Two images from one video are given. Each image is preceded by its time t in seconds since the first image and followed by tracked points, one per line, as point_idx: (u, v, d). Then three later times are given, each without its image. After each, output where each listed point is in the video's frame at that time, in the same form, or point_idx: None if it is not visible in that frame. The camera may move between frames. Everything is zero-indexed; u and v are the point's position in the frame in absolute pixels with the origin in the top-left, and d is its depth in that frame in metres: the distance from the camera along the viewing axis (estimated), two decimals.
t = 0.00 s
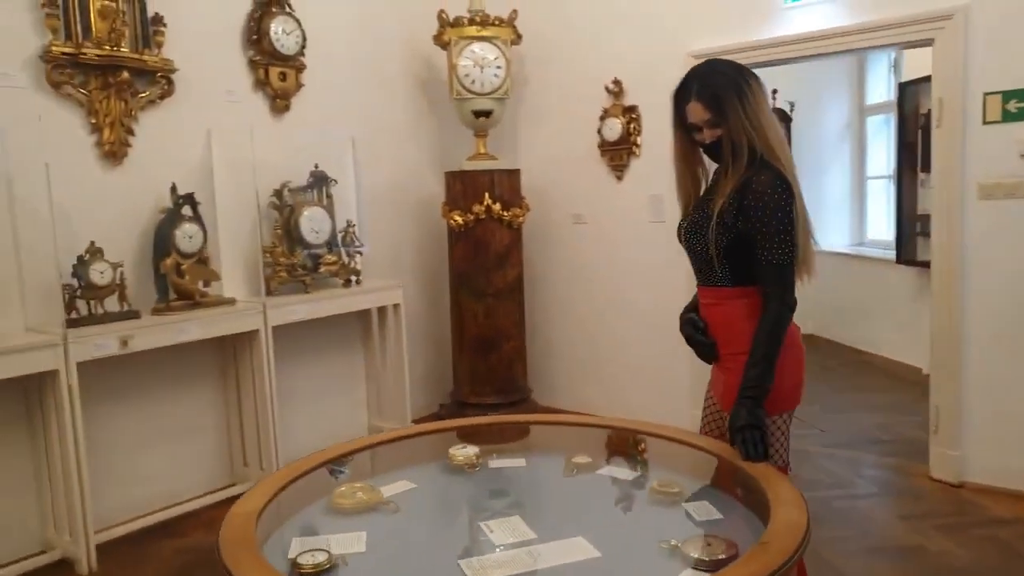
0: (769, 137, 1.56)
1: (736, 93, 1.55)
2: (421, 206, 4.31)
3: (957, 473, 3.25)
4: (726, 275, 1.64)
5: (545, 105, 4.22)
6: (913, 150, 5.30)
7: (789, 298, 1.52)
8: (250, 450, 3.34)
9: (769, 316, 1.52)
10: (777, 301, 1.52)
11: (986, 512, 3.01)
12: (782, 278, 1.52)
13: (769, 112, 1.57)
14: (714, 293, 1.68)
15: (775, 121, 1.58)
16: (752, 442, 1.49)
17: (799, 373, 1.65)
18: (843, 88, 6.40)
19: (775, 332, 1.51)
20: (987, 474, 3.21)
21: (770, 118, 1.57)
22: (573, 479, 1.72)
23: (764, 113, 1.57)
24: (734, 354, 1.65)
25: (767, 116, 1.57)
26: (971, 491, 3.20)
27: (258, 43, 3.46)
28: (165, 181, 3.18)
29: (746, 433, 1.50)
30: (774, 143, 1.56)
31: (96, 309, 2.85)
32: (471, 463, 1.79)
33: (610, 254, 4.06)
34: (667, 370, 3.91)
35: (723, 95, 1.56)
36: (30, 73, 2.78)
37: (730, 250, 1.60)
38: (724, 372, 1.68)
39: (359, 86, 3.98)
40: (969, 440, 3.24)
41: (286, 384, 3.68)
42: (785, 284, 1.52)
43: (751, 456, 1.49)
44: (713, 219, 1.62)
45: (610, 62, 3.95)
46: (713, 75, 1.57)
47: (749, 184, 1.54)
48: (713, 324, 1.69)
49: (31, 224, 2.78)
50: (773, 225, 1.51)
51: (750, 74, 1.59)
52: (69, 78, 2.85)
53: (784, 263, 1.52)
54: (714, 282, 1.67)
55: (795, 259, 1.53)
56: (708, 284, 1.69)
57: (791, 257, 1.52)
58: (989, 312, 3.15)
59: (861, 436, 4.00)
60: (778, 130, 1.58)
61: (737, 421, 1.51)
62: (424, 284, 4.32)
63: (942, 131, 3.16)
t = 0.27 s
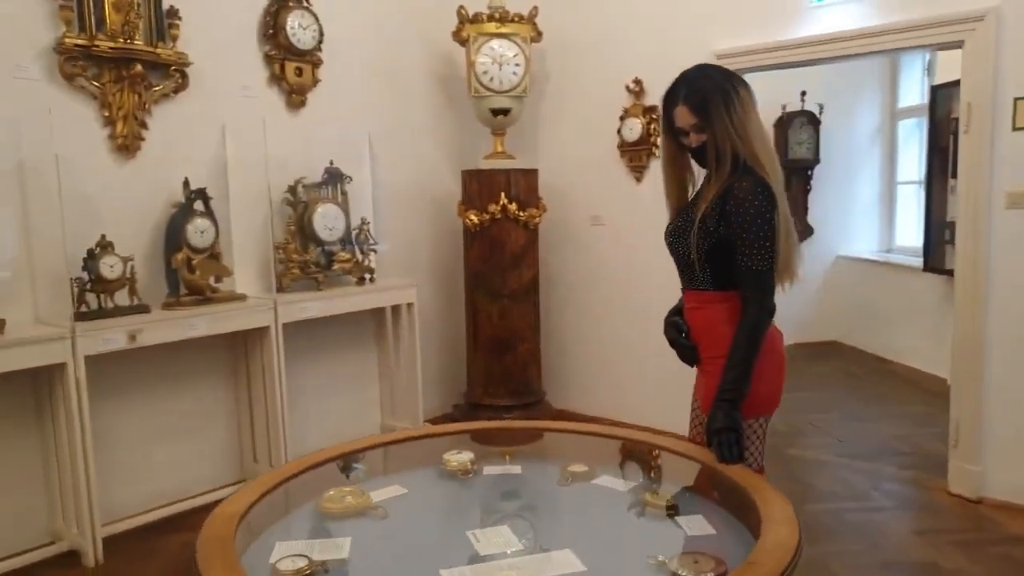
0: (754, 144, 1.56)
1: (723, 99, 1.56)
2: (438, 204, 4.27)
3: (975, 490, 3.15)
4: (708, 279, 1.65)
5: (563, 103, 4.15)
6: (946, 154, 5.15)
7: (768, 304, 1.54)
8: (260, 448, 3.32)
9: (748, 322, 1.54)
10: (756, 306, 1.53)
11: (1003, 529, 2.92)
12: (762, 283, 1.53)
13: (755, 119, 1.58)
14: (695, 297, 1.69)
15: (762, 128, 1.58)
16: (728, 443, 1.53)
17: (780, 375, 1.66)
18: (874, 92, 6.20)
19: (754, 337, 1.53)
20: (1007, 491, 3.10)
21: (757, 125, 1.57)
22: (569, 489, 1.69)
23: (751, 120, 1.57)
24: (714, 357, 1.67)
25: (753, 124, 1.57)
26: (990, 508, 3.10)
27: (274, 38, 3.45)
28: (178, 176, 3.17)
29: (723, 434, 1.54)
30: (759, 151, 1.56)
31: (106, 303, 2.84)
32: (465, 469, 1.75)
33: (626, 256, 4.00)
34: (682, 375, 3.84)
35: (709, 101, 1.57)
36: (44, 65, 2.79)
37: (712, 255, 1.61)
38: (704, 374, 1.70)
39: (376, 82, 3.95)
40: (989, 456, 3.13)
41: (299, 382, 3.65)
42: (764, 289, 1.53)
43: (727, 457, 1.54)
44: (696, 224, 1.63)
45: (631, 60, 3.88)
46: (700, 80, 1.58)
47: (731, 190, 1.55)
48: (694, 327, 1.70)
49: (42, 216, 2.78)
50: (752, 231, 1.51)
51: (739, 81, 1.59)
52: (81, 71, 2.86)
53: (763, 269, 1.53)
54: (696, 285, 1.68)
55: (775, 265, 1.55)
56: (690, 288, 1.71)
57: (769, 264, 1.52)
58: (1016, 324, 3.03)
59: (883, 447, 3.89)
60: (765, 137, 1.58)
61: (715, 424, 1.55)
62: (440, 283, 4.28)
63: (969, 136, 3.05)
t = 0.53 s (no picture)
0: (737, 141, 1.57)
1: (706, 97, 1.57)
2: (447, 202, 4.26)
3: (987, 498, 3.09)
4: (691, 275, 1.65)
5: (574, 102, 4.13)
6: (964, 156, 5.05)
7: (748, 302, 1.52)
8: (264, 444, 3.34)
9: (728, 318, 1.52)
10: (736, 303, 1.52)
11: (1014, 540, 2.86)
12: (742, 280, 1.52)
13: (738, 117, 1.58)
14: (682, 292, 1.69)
15: (745, 126, 1.59)
16: (699, 440, 1.50)
17: (761, 377, 1.65)
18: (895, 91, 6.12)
19: (732, 333, 1.52)
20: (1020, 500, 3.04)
21: (740, 123, 1.58)
22: (556, 492, 1.66)
23: (735, 118, 1.58)
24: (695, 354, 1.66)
25: (736, 122, 1.58)
26: (1002, 517, 3.04)
27: (283, 35, 3.46)
28: (185, 172, 3.19)
29: (696, 431, 1.51)
30: (742, 149, 1.57)
31: (111, 298, 2.86)
32: (455, 469, 1.74)
33: (636, 256, 3.97)
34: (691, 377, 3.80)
35: (692, 100, 1.57)
36: (53, 61, 2.82)
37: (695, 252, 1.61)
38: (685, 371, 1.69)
39: (387, 80, 3.95)
40: (1003, 464, 3.07)
41: (306, 379, 3.66)
42: (745, 287, 1.52)
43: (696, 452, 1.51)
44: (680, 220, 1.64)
45: (642, 58, 3.85)
46: (684, 79, 1.58)
47: (715, 187, 1.55)
48: (679, 323, 1.70)
49: (49, 211, 2.80)
50: (735, 229, 1.52)
51: (723, 79, 1.59)
52: (90, 67, 2.88)
53: (745, 266, 1.52)
54: (680, 281, 1.68)
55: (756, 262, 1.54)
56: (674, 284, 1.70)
57: (752, 261, 1.52)
58: None
59: (895, 453, 3.83)
60: (748, 134, 1.59)
61: (687, 416, 1.52)
62: (448, 281, 4.28)
63: (983, 136, 2.98)
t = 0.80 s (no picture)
0: (731, 147, 1.64)
1: (701, 105, 1.64)
2: (465, 202, 4.30)
3: (1001, 513, 3.07)
4: (684, 279, 1.73)
5: (593, 105, 4.15)
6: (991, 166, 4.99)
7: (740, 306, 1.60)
8: (277, 435, 3.41)
9: (721, 322, 1.60)
10: (729, 306, 1.60)
11: None
12: (734, 283, 1.60)
13: (733, 124, 1.66)
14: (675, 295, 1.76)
15: (739, 132, 1.66)
16: (693, 440, 1.59)
17: (751, 381, 1.71)
18: (922, 97, 6.02)
19: (724, 336, 1.59)
20: None
21: (734, 129, 1.66)
22: (552, 491, 1.68)
23: (729, 124, 1.65)
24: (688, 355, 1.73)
25: (731, 128, 1.65)
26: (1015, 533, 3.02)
27: (307, 35, 3.52)
28: (208, 168, 3.26)
29: (688, 430, 1.59)
30: (736, 154, 1.65)
31: (132, 288, 2.94)
32: (454, 465, 1.77)
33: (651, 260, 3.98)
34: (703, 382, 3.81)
35: (688, 108, 1.65)
36: (85, 59, 2.90)
37: (688, 254, 1.69)
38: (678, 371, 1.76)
39: (408, 81, 4.00)
40: (1017, 479, 3.05)
41: (320, 373, 3.73)
42: (737, 290, 1.60)
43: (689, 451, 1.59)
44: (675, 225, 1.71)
45: (662, 64, 3.86)
46: (681, 87, 1.66)
47: (708, 191, 1.63)
48: (672, 325, 1.77)
49: (76, 204, 2.88)
50: (727, 232, 1.59)
51: (719, 87, 1.67)
52: (120, 65, 2.96)
53: (737, 269, 1.60)
54: (674, 284, 1.75)
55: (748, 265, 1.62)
56: (669, 287, 1.78)
57: (744, 264, 1.60)
58: None
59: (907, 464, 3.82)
60: (742, 140, 1.66)
61: (682, 417, 1.60)
62: (464, 280, 4.32)
63: (1006, 148, 2.96)
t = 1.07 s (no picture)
0: (732, 153, 1.70)
1: (705, 110, 1.70)
2: (496, 200, 4.37)
3: None
4: (686, 281, 1.78)
5: (624, 105, 4.18)
6: None
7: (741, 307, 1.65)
8: (308, 423, 3.51)
9: (723, 322, 1.65)
10: (730, 307, 1.65)
11: None
12: (735, 284, 1.65)
13: (735, 130, 1.71)
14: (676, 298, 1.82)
15: (742, 139, 1.72)
16: (699, 437, 1.62)
17: (752, 380, 1.76)
18: (967, 96, 5.92)
19: (727, 336, 1.64)
20: None
21: (736, 135, 1.71)
22: (566, 483, 1.73)
23: (732, 130, 1.71)
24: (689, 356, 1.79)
25: (733, 134, 1.71)
26: None
27: (343, 34, 3.61)
28: (246, 163, 3.36)
29: (694, 429, 1.63)
30: (736, 160, 1.70)
31: (172, 279, 3.06)
32: (471, 455, 1.83)
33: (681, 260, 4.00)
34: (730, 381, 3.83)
35: (692, 112, 1.70)
36: (132, 57, 3.02)
37: (689, 256, 1.74)
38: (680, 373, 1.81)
39: (442, 79, 4.07)
40: None
41: (351, 365, 3.82)
42: (738, 292, 1.65)
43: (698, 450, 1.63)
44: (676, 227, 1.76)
45: (694, 65, 3.87)
46: (685, 92, 1.72)
47: (709, 195, 1.68)
48: (672, 327, 1.83)
49: (121, 197, 3.00)
50: (727, 235, 1.64)
51: (723, 94, 1.73)
52: (163, 63, 3.07)
53: (738, 271, 1.65)
54: (676, 287, 1.81)
55: (749, 268, 1.67)
56: (670, 290, 1.83)
57: (743, 266, 1.65)
58: None
59: (935, 469, 3.78)
60: (743, 147, 1.72)
61: (688, 417, 1.63)
62: (494, 277, 4.38)
63: None
